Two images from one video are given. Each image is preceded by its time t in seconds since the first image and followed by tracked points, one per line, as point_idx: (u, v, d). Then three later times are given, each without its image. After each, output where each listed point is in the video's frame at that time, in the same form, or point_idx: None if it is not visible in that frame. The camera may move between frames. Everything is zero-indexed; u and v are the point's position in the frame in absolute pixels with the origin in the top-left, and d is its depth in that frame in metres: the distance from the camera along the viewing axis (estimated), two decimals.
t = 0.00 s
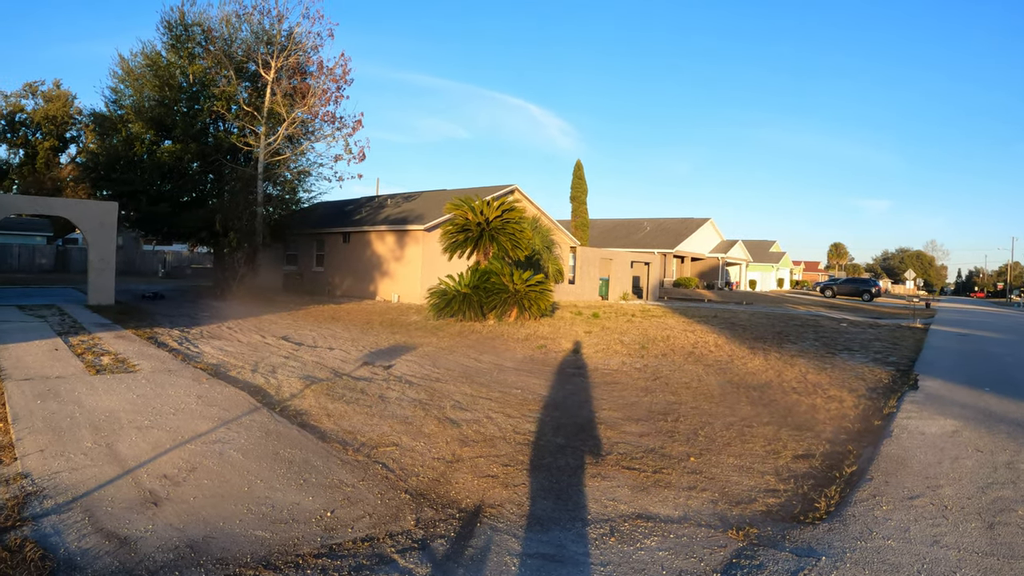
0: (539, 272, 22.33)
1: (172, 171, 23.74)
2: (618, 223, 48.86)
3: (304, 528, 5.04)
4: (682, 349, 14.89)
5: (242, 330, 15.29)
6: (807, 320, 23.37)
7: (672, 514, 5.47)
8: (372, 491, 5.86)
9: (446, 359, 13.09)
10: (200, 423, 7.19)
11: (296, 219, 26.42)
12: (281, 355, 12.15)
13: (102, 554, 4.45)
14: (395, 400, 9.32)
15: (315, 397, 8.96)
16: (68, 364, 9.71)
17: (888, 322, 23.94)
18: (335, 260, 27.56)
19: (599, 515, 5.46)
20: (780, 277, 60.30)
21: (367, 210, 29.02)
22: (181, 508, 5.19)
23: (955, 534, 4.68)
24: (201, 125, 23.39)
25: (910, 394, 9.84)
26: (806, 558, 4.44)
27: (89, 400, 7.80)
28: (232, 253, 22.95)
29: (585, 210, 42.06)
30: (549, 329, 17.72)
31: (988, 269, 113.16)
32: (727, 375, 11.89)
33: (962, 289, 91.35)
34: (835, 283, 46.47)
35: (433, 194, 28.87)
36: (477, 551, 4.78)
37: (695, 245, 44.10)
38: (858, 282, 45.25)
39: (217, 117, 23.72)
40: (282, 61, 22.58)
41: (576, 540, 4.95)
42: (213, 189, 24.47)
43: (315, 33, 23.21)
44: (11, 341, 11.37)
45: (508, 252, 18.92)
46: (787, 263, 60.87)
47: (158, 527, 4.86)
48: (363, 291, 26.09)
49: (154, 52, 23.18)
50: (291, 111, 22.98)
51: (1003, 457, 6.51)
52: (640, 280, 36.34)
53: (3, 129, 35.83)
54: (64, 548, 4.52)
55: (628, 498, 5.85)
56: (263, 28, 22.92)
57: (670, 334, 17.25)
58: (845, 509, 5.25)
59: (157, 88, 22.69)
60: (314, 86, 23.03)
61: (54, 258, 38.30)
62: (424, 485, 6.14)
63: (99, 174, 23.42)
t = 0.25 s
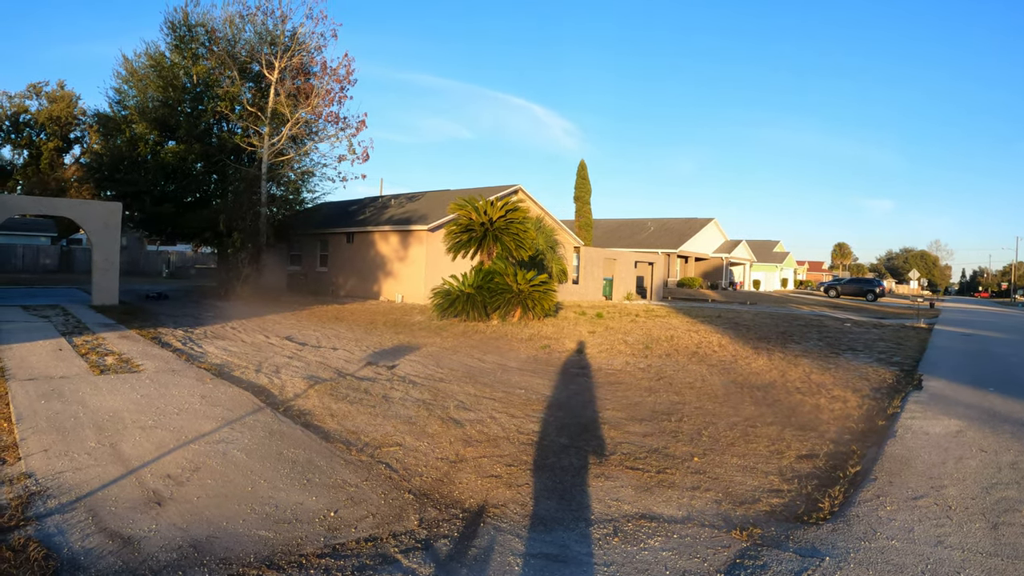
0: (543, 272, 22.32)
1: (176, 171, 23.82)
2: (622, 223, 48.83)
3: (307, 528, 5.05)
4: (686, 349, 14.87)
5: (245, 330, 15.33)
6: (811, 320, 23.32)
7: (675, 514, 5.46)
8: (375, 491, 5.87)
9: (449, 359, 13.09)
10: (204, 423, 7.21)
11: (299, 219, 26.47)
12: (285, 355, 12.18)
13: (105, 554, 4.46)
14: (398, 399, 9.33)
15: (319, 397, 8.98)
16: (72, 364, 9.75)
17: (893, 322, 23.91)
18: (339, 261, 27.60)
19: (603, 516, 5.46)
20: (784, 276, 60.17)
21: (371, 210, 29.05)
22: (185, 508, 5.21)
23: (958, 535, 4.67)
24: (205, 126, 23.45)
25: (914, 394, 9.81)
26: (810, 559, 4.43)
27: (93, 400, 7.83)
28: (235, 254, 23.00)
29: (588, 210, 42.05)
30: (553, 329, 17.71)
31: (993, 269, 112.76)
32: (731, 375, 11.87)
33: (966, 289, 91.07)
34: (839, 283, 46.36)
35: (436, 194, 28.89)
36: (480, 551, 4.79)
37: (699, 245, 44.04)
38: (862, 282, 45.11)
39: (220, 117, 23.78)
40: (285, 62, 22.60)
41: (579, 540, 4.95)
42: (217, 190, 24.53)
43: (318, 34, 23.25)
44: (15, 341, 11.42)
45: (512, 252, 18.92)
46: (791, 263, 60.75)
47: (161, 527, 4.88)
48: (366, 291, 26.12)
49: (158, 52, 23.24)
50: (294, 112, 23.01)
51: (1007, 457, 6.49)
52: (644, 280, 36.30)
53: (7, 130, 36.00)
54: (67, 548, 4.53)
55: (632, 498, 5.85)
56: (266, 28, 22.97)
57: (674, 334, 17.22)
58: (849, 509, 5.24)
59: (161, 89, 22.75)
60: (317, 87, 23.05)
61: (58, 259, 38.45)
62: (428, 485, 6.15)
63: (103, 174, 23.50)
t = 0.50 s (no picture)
0: (546, 272, 22.32)
1: (179, 172, 23.87)
2: (624, 223, 48.80)
3: (309, 528, 5.06)
4: (688, 349, 14.85)
5: (248, 330, 15.35)
6: (815, 320, 23.28)
7: (678, 514, 5.46)
8: (377, 491, 5.87)
9: (452, 360, 13.10)
10: (206, 423, 7.22)
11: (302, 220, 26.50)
12: (288, 355, 12.20)
13: (107, 554, 4.48)
14: (401, 400, 9.34)
15: (321, 397, 8.98)
16: (74, 365, 9.77)
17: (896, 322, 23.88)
18: (341, 261, 27.62)
19: (605, 516, 5.45)
20: (787, 276, 60.06)
21: (373, 210, 29.07)
22: (187, 508, 5.22)
23: (962, 535, 4.65)
24: (207, 126, 23.49)
25: (917, 394, 9.79)
26: (813, 559, 4.42)
27: (96, 401, 7.85)
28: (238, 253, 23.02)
29: (591, 210, 42.03)
30: (555, 329, 17.71)
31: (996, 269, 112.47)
32: (734, 375, 11.86)
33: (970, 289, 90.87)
34: (842, 283, 46.27)
35: (439, 194, 28.91)
36: (482, 551, 4.79)
37: (702, 245, 43.99)
38: (865, 282, 45.01)
39: (223, 118, 23.83)
40: (288, 62, 22.60)
41: (582, 540, 4.95)
42: (220, 190, 24.56)
43: (321, 34, 23.28)
44: (18, 341, 11.44)
45: (515, 252, 18.91)
46: (794, 263, 60.66)
47: (163, 527, 4.89)
48: (369, 291, 26.14)
49: (160, 53, 23.28)
50: (297, 112, 23.02)
51: (1011, 457, 6.47)
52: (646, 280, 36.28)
53: (10, 130, 36.11)
54: (69, 548, 4.55)
55: (635, 498, 5.85)
56: (269, 29, 23.01)
57: (676, 334, 17.20)
58: (852, 510, 5.23)
59: (163, 89, 22.79)
60: (320, 87, 23.04)
61: (61, 259, 38.54)
62: (430, 485, 6.15)
63: (105, 175, 23.55)
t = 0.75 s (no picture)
0: (548, 272, 22.32)
1: (180, 173, 23.92)
2: (626, 223, 48.81)
3: (310, 528, 5.06)
4: (690, 350, 14.85)
5: (250, 331, 15.36)
6: (817, 320, 23.25)
7: (679, 515, 5.46)
8: (378, 491, 5.88)
9: (453, 360, 13.11)
10: (207, 423, 7.24)
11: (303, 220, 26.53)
12: (289, 355, 12.22)
13: (108, 554, 4.48)
14: (402, 400, 9.35)
15: (322, 398, 8.99)
16: (76, 365, 9.80)
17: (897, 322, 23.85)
18: (343, 261, 27.65)
19: (607, 516, 5.46)
20: (789, 276, 60.05)
21: (375, 211, 29.10)
22: (187, 508, 5.22)
23: (963, 536, 4.65)
24: (209, 127, 23.53)
25: (919, 394, 9.79)
26: (814, 559, 4.42)
27: (97, 401, 7.87)
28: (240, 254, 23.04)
29: (593, 211, 42.03)
30: (557, 330, 17.71)
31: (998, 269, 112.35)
32: (736, 375, 11.86)
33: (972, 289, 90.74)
34: (844, 283, 46.24)
35: (441, 195, 28.92)
36: (483, 552, 4.80)
37: (704, 245, 43.98)
38: (867, 282, 44.95)
39: (224, 119, 23.86)
40: (290, 62, 22.60)
41: (583, 541, 4.95)
42: (222, 191, 24.59)
43: (322, 35, 23.30)
44: (20, 342, 11.46)
45: (517, 253, 18.91)
46: (796, 263, 60.61)
47: (164, 527, 4.90)
48: (371, 292, 26.15)
49: (162, 54, 23.30)
50: (298, 113, 23.02)
51: (1014, 458, 6.46)
52: (648, 280, 36.27)
53: (13, 131, 36.16)
54: (70, 548, 4.55)
55: (637, 499, 5.85)
56: (270, 29, 23.04)
57: (678, 334, 17.20)
58: (854, 510, 5.23)
59: (165, 90, 22.81)
60: (322, 87, 23.03)
61: (63, 260, 38.59)
62: (431, 485, 6.16)
63: (107, 175, 23.63)
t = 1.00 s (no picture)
0: (548, 273, 22.32)
1: (181, 173, 23.92)
2: (627, 224, 48.82)
3: (310, 529, 5.06)
4: (691, 350, 14.85)
5: (250, 332, 15.35)
6: (818, 321, 23.22)
7: (679, 515, 5.45)
8: (378, 492, 5.88)
9: (454, 361, 13.11)
10: (207, 424, 7.24)
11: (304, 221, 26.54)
12: (290, 356, 12.22)
13: (107, 555, 4.48)
14: (403, 401, 9.36)
15: (323, 398, 9.00)
16: (76, 366, 9.81)
17: (898, 323, 23.84)
18: (344, 262, 27.65)
19: (607, 517, 5.45)
20: (790, 277, 60.02)
21: (376, 211, 29.09)
22: (187, 509, 5.22)
23: (964, 536, 4.64)
24: (209, 128, 23.55)
25: (920, 395, 9.78)
26: (815, 560, 4.41)
27: (97, 402, 7.87)
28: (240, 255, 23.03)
29: (593, 211, 42.03)
30: (557, 331, 17.70)
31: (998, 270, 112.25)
32: (737, 376, 11.85)
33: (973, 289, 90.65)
34: (845, 284, 46.21)
35: (442, 196, 28.92)
36: (483, 552, 4.79)
37: (705, 245, 43.98)
38: (868, 282, 44.93)
39: (225, 120, 23.86)
40: (290, 63, 22.62)
41: (583, 541, 4.95)
42: (223, 192, 24.58)
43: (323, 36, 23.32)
44: (20, 343, 11.46)
45: (517, 254, 18.91)
46: (797, 263, 60.60)
47: (163, 528, 4.90)
48: (372, 292, 26.14)
49: (162, 55, 23.32)
50: (298, 113, 23.00)
51: (1015, 458, 6.45)
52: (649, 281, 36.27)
53: (13, 133, 36.19)
54: (69, 548, 4.55)
55: (637, 499, 5.84)
56: (270, 30, 23.09)
57: (678, 335, 17.19)
58: (854, 510, 5.22)
59: (165, 91, 22.83)
60: (322, 88, 23.02)
61: (63, 261, 38.61)
62: (431, 486, 6.16)
63: (108, 177, 23.73)
